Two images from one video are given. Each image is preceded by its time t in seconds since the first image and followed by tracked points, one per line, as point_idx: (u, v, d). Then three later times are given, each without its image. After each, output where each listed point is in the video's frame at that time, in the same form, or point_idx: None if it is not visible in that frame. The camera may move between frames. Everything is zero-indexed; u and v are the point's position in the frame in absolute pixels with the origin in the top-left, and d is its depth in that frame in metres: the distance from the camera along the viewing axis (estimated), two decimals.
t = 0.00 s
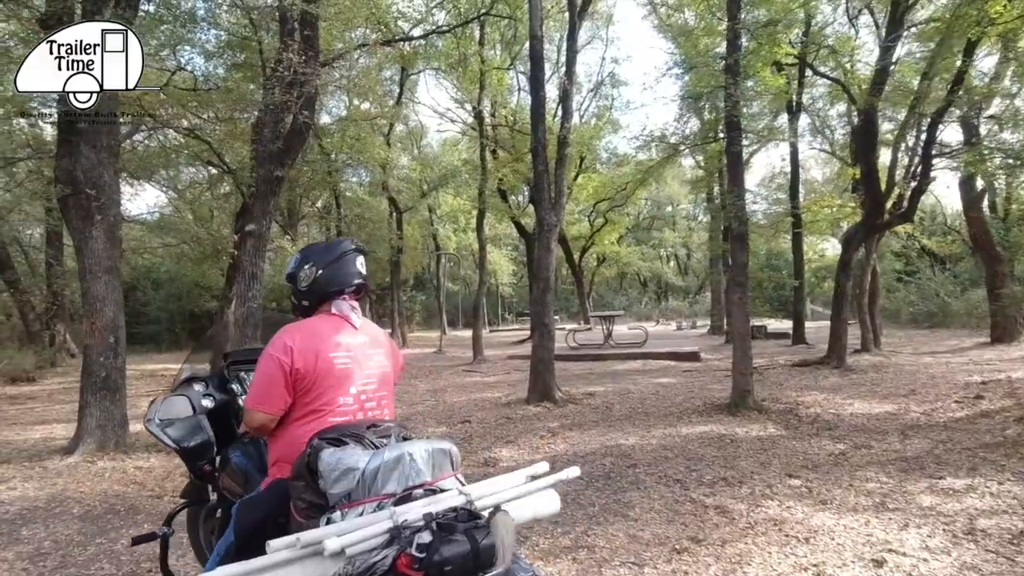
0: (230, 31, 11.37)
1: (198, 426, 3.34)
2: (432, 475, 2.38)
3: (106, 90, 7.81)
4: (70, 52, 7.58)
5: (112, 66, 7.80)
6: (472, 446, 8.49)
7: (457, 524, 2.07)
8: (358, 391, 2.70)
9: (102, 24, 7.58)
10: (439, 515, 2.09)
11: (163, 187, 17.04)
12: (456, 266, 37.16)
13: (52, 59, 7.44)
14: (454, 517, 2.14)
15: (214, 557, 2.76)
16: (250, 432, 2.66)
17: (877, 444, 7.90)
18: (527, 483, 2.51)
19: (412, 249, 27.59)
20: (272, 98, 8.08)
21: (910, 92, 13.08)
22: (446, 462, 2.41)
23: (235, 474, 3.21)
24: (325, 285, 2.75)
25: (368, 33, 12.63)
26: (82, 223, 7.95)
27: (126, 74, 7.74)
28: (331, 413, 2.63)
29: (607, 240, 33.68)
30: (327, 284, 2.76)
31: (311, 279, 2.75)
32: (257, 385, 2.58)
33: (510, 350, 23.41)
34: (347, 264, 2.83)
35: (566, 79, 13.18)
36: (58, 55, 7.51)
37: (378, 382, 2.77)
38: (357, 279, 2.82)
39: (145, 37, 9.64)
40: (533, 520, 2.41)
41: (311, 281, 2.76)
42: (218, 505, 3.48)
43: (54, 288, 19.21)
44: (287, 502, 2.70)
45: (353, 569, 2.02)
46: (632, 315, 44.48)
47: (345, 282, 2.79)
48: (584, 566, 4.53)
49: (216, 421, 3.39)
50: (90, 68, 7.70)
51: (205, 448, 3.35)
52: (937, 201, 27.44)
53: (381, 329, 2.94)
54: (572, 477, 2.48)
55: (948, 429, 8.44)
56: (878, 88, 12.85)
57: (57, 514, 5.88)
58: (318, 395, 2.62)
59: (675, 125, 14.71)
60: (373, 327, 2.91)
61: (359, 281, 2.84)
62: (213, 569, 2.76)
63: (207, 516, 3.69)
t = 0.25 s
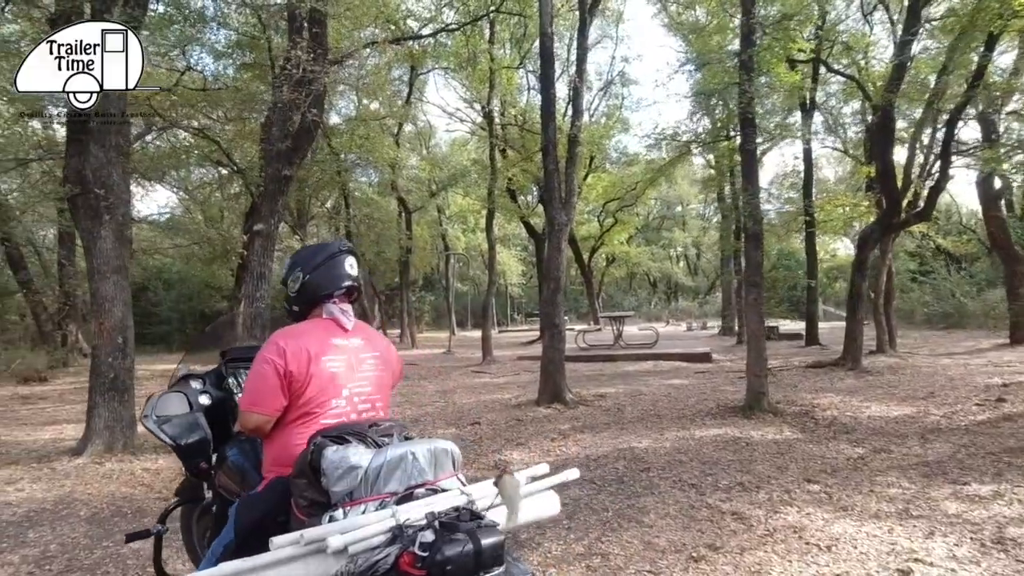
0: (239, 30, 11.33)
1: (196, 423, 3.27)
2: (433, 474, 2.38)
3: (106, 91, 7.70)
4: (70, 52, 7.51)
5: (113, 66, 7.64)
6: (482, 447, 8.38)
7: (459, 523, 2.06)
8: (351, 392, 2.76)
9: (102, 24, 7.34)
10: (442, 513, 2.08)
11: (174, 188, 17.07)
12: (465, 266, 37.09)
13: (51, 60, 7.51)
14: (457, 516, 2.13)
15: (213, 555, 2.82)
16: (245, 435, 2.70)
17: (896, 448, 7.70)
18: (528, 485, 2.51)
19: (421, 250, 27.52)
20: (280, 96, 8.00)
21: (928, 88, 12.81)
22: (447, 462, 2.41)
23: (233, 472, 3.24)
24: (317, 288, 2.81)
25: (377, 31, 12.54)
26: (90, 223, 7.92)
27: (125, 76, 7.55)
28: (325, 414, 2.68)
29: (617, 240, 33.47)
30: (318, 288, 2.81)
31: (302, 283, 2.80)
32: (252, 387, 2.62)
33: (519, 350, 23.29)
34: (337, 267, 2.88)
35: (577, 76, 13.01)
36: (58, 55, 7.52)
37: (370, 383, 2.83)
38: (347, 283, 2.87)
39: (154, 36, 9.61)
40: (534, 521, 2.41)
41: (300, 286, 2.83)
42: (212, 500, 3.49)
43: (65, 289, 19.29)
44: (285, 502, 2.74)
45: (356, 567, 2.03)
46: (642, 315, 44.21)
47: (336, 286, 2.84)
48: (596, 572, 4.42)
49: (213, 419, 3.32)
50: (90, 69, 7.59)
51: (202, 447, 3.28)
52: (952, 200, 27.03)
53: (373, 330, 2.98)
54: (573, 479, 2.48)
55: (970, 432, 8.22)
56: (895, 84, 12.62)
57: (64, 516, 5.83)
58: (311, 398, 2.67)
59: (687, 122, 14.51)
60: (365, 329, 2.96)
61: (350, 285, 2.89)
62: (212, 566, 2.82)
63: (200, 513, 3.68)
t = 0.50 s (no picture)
0: (249, 28, 11.27)
1: (193, 422, 3.22)
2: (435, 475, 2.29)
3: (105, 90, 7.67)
4: (70, 52, 7.52)
5: (113, 66, 7.63)
6: (494, 449, 8.24)
7: (463, 524, 2.01)
8: (352, 391, 2.72)
9: (102, 24, 7.36)
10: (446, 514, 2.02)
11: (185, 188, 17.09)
12: (476, 266, 37.00)
13: (50, 59, 7.56)
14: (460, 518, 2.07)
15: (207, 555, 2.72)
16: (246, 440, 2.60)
17: (921, 451, 7.46)
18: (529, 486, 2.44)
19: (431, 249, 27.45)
20: (290, 92, 7.90)
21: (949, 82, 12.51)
22: (449, 463, 2.33)
23: (228, 470, 3.21)
24: (311, 290, 2.75)
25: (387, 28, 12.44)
26: (100, 222, 7.86)
27: (125, 75, 7.53)
28: (329, 413, 2.64)
29: (628, 240, 33.22)
30: (312, 290, 2.76)
31: (297, 287, 2.75)
32: (254, 389, 2.54)
33: (530, 350, 23.15)
34: (331, 268, 2.83)
35: (589, 73, 12.84)
36: (58, 54, 7.55)
37: (371, 382, 2.79)
38: (343, 284, 2.83)
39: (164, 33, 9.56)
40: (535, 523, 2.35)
41: (294, 290, 2.77)
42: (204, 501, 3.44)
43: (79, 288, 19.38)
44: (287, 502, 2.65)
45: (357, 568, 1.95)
46: (653, 315, 43.90)
47: (333, 286, 2.78)
48: None
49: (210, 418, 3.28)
50: (90, 69, 7.58)
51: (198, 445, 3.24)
52: (971, 198, 26.57)
53: (369, 330, 2.95)
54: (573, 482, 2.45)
55: (998, 435, 7.96)
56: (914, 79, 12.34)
57: (72, 518, 5.75)
58: (314, 398, 2.61)
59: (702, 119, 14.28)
60: (362, 329, 2.92)
61: (344, 285, 2.84)
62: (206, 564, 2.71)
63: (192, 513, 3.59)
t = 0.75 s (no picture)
0: (264, 27, 11.21)
1: (191, 416, 3.34)
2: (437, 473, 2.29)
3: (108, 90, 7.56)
4: (70, 52, 7.23)
5: (113, 66, 7.57)
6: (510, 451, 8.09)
7: (463, 523, 2.03)
8: (348, 386, 2.75)
9: (103, 24, 7.36)
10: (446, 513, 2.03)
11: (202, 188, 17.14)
12: (490, 265, 36.88)
13: (51, 60, 7.14)
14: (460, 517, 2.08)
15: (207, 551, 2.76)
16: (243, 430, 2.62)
17: (955, 457, 7.18)
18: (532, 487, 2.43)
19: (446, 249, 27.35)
20: (304, 88, 7.81)
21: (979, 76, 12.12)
22: (451, 462, 2.32)
23: (225, 467, 3.24)
24: (310, 285, 2.79)
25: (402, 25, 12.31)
26: (115, 220, 7.82)
27: (126, 75, 7.50)
28: (324, 407, 2.67)
29: (644, 238, 32.88)
30: (311, 284, 2.79)
31: (296, 280, 2.79)
32: (253, 381, 2.57)
33: (545, 350, 22.96)
34: (330, 263, 2.86)
35: (607, 69, 12.61)
36: (58, 55, 7.19)
37: (367, 377, 2.82)
38: (342, 279, 2.86)
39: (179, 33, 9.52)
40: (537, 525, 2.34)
41: (291, 285, 2.81)
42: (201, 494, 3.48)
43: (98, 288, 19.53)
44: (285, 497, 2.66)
45: (358, 565, 1.98)
46: (669, 315, 43.46)
47: (332, 281, 2.82)
48: None
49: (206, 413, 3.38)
50: (90, 69, 7.41)
51: (195, 439, 3.35)
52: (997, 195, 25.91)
53: (367, 326, 2.98)
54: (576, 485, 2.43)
55: None
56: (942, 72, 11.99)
57: (86, 518, 5.70)
58: (310, 391, 2.65)
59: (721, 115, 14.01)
60: (360, 325, 2.95)
61: (343, 281, 2.87)
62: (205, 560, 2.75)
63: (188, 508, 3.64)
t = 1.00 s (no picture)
0: (285, 23, 11.13)
1: (186, 413, 3.15)
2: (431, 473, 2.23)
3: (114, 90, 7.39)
4: (69, 52, 7.11)
5: (113, 67, 7.33)
6: (536, 454, 7.86)
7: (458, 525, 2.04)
8: (339, 387, 2.70)
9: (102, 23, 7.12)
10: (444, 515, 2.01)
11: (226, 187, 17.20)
12: (511, 263, 36.65)
13: (51, 60, 7.07)
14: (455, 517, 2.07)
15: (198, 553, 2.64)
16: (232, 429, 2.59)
17: (1006, 463, 6.80)
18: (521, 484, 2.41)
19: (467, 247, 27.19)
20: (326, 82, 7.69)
21: None
22: (444, 462, 2.27)
23: (220, 463, 3.10)
24: (301, 284, 2.73)
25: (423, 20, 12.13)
26: (138, 217, 7.78)
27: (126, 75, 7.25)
28: (313, 408, 2.63)
29: (666, 236, 32.36)
30: (302, 283, 2.73)
31: (287, 279, 2.73)
32: (240, 380, 2.52)
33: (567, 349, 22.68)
34: (322, 261, 2.80)
35: (633, 61, 12.27)
36: (58, 55, 7.09)
37: (358, 377, 2.76)
38: (334, 277, 2.79)
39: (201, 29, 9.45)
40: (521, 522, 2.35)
41: (284, 282, 2.76)
42: (196, 492, 3.35)
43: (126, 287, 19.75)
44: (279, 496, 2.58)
45: (353, 567, 1.91)
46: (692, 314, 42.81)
47: (322, 280, 2.76)
48: None
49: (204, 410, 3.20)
50: (90, 69, 7.23)
51: (190, 437, 3.17)
52: None
53: (362, 324, 2.91)
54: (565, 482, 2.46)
55: None
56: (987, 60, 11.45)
57: (108, 518, 5.63)
58: (299, 391, 2.60)
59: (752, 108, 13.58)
60: (354, 323, 2.89)
61: (335, 278, 2.81)
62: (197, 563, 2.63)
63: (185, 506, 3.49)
